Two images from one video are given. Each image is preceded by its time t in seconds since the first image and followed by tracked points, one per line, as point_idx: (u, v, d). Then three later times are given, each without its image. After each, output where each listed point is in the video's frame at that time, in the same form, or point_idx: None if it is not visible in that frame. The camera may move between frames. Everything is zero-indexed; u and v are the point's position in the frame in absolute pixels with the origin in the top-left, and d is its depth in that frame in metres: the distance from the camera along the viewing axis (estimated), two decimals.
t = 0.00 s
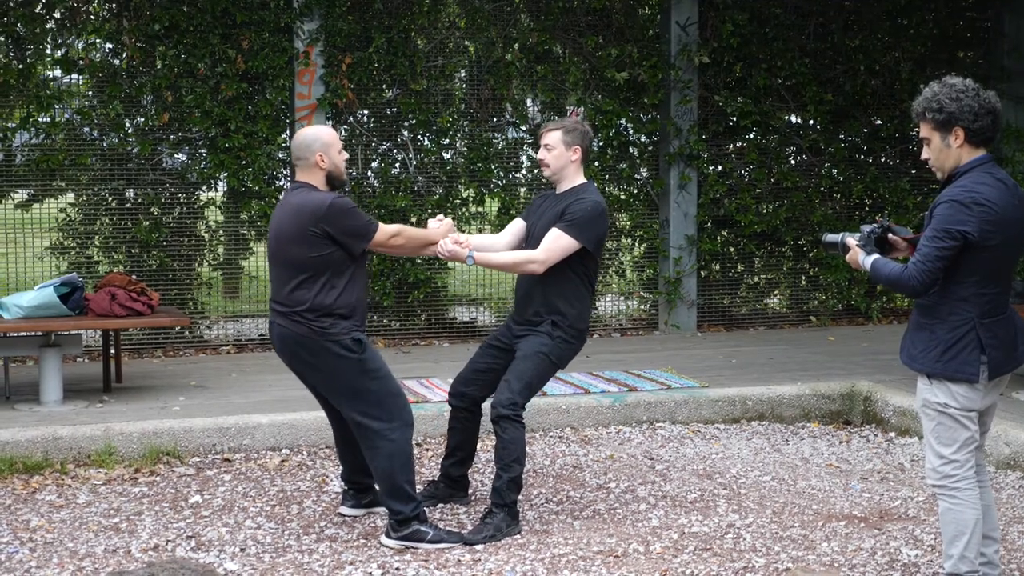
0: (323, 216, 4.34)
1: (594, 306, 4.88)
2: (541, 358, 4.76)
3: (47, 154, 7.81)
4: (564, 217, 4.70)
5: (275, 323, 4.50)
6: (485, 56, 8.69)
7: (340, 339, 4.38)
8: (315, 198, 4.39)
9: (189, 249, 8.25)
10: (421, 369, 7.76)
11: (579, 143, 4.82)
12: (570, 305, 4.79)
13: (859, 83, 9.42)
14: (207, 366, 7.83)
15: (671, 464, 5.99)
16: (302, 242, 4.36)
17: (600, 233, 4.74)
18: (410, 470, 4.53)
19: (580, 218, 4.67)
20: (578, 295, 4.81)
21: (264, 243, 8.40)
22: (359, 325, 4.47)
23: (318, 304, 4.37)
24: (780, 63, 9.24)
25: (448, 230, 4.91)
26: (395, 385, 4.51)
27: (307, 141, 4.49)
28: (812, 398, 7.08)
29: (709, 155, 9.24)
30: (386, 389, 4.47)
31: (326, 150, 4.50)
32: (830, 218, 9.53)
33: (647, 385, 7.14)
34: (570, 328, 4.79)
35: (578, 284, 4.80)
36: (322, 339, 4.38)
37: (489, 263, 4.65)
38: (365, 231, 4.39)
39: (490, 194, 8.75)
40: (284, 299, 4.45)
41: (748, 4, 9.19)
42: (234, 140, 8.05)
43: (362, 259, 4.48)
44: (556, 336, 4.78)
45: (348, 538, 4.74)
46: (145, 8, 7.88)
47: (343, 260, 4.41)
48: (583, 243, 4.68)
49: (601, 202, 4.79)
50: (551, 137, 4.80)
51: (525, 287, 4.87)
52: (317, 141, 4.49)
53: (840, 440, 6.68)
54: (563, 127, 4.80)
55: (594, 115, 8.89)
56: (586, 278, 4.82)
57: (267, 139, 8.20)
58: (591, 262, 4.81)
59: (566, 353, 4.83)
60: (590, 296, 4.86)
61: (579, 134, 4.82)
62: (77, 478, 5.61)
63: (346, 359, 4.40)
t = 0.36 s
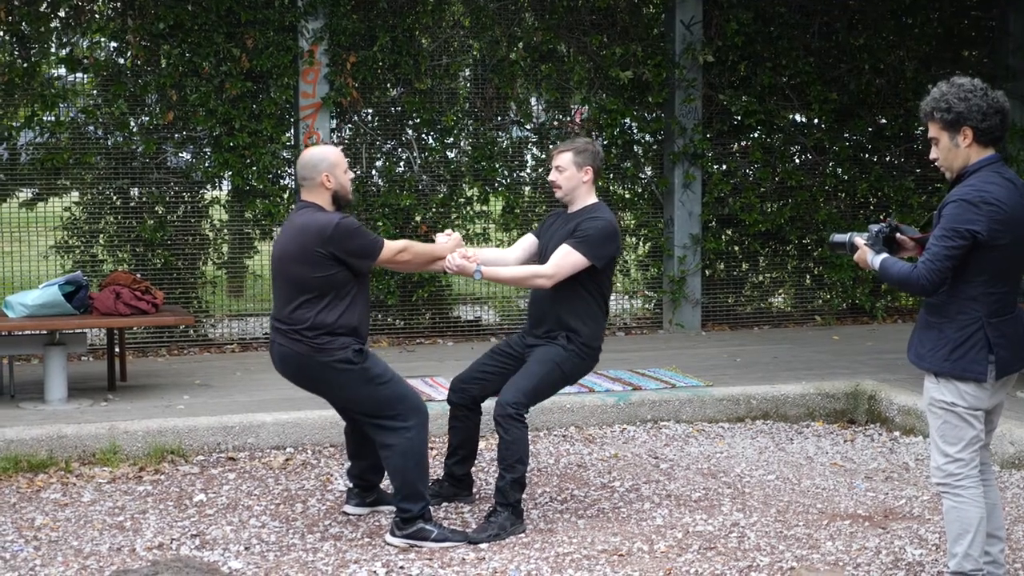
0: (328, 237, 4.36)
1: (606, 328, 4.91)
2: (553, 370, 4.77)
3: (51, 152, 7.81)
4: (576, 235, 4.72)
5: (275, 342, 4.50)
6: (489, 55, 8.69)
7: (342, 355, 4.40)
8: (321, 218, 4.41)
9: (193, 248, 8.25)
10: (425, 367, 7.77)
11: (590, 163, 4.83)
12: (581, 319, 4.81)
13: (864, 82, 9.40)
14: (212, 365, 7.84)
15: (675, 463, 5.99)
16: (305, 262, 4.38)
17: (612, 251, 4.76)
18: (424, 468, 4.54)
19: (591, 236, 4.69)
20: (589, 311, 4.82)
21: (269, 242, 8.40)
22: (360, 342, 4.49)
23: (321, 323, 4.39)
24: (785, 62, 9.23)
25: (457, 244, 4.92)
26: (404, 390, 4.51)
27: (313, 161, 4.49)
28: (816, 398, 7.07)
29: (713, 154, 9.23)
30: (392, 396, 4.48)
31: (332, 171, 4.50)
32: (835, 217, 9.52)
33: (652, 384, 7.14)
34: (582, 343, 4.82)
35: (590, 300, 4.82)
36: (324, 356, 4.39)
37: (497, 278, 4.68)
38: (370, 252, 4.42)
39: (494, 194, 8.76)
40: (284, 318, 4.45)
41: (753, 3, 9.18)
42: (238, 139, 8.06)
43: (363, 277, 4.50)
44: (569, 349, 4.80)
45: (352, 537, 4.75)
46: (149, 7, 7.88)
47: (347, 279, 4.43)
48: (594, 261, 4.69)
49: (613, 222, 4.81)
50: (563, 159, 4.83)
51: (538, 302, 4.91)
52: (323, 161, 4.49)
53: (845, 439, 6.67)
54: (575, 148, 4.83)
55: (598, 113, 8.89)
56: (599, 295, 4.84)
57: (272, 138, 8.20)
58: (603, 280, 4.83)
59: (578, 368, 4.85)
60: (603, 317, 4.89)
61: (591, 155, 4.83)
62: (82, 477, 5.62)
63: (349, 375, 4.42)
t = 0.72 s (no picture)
0: (329, 262, 4.38)
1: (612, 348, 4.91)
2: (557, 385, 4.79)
3: (57, 152, 7.82)
4: (581, 257, 4.73)
5: (280, 365, 4.54)
6: (494, 54, 8.68)
7: (348, 375, 4.44)
8: (321, 244, 4.42)
9: (198, 247, 8.26)
10: (429, 367, 7.76)
11: (596, 188, 4.85)
12: (586, 339, 4.82)
13: (869, 81, 9.39)
14: (217, 364, 7.84)
15: (680, 462, 5.99)
16: (307, 288, 4.40)
17: (617, 274, 4.77)
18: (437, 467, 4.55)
19: (595, 259, 4.70)
20: (594, 332, 4.83)
21: (274, 241, 8.40)
22: (364, 360, 4.52)
23: (325, 346, 4.42)
24: (790, 61, 9.21)
25: (459, 264, 4.95)
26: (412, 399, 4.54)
27: (314, 186, 4.51)
28: (821, 397, 7.06)
29: (718, 153, 9.22)
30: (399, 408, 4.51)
31: (332, 196, 4.52)
32: (840, 217, 9.50)
33: (656, 383, 7.14)
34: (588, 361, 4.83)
35: (595, 322, 4.83)
36: (330, 377, 4.43)
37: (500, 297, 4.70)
38: (372, 274, 4.45)
39: (499, 193, 8.77)
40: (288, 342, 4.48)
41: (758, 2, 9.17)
42: (243, 138, 8.06)
43: (365, 297, 4.53)
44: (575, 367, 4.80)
45: (357, 536, 4.75)
46: (154, 6, 7.88)
47: (349, 301, 4.46)
48: (598, 283, 4.70)
49: (618, 246, 4.81)
50: (569, 183, 4.83)
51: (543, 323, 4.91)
52: (323, 186, 4.51)
53: (849, 439, 6.66)
54: (581, 172, 4.83)
55: (603, 113, 8.89)
56: (604, 316, 4.85)
57: (277, 137, 8.21)
58: (609, 301, 4.84)
59: (584, 388, 4.85)
60: (610, 338, 4.90)
61: (596, 179, 4.85)
62: (87, 476, 5.62)
63: (356, 393, 4.46)
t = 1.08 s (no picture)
0: (339, 290, 4.39)
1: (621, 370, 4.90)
2: (565, 405, 4.77)
3: (64, 150, 7.83)
4: (590, 282, 4.71)
5: (290, 393, 4.53)
6: (502, 53, 8.67)
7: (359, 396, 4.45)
8: (331, 272, 4.43)
9: (205, 245, 8.26)
10: (436, 365, 7.76)
11: (602, 213, 4.81)
12: (596, 363, 4.80)
13: (877, 80, 9.37)
14: (224, 363, 7.85)
15: (687, 461, 5.98)
16: (317, 316, 4.40)
17: (627, 300, 4.76)
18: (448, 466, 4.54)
19: (605, 285, 4.69)
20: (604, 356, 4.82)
21: (281, 240, 8.40)
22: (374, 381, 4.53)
23: (336, 370, 4.43)
24: (797, 60, 9.20)
25: (468, 288, 4.98)
26: (420, 400, 4.53)
27: (319, 216, 4.50)
28: (828, 396, 7.05)
29: (725, 152, 9.20)
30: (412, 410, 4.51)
31: (339, 223, 4.51)
32: (847, 216, 9.48)
33: (663, 382, 7.13)
34: (598, 384, 4.80)
35: (604, 346, 4.82)
36: (343, 402, 4.44)
37: (508, 321, 4.71)
38: (382, 300, 4.46)
39: (506, 191, 8.77)
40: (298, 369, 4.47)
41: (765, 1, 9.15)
42: (251, 137, 8.07)
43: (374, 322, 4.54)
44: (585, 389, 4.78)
45: (364, 535, 4.74)
46: (162, 5, 7.88)
47: (359, 326, 4.47)
48: (607, 308, 4.69)
49: (627, 271, 4.79)
50: (575, 209, 4.81)
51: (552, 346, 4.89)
52: (330, 215, 4.50)
53: (857, 438, 6.65)
54: (587, 198, 4.81)
55: (611, 112, 8.89)
56: (614, 341, 4.83)
57: (284, 136, 8.22)
58: (618, 326, 4.83)
59: (593, 410, 4.83)
60: (618, 361, 4.88)
61: (603, 204, 4.81)
62: (94, 474, 5.63)
63: (369, 414, 4.47)
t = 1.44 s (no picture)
0: (349, 320, 4.38)
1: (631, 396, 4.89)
2: (573, 429, 4.76)
3: (76, 150, 7.84)
4: (601, 308, 4.69)
5: (300, 422, 4.53)
6: (513, 52, 8.66)
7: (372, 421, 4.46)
8: (340, 302, 4.42)
9: (217, 245, 8.28)
10: (446, 365, 7.76)
11: (614, 241, 4.79)
12: (605, 389, 4.79)
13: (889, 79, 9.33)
14: (235, 361, 7.86)
15: (699, 461, 5.96)
16: (327, 346, 4.40)
17: (638, 328, 4.74)
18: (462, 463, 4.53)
19: (618, 312, 4.66)
20: (614, 381, 4.80)
21: (292, 240, 8.42)
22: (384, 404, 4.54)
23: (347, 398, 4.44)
24: (809, 59, 9.17)
25: (478, 312, 4.90)
26: (431, 407, 4.53)
27: (329, 244, 4.48)
28: (840, 396, 7.02)
29: (737, 151, 9.17)
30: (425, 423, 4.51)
31: (349, 253, 4.49)
32: (859, 215, 9.44)
33: (675, 381, 7.11)
34: (607, 409, 4.79)
35: (613, 372, 4.80)
36: (356, 428, 4.44)
37: (520, 346, 4.64)
38: (393, 328, 4.45)
39: (517, 190, 8.77)
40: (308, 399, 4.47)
41: None
42: (262, 136, 8.08)
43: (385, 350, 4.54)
44: (595, 414, 4.76)
45: (375, 534, 4.74)
46: (173, 4, 7.89)
47: (369, 354, 4.47)
48: (619, 335, 4.67)
49: (639, 299, 4.77)
50: (587, 237, 4.78)
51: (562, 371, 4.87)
52: (340, 244, 4.48)
53: (868, 437, 6.62)
54: (599, 227, 4.78)
55: (622, 111, 8.88)
56: (623, 366, 4.82)
57: (295, 136, 8.23)
58: (629, 353, 4.81)
59: (602, 435, 4.81)
60: (628, 387, 4.86)
61: (614, 232, 4.80)
62: (106, 473, 5.64)
63: (382, 437, 4.48)
